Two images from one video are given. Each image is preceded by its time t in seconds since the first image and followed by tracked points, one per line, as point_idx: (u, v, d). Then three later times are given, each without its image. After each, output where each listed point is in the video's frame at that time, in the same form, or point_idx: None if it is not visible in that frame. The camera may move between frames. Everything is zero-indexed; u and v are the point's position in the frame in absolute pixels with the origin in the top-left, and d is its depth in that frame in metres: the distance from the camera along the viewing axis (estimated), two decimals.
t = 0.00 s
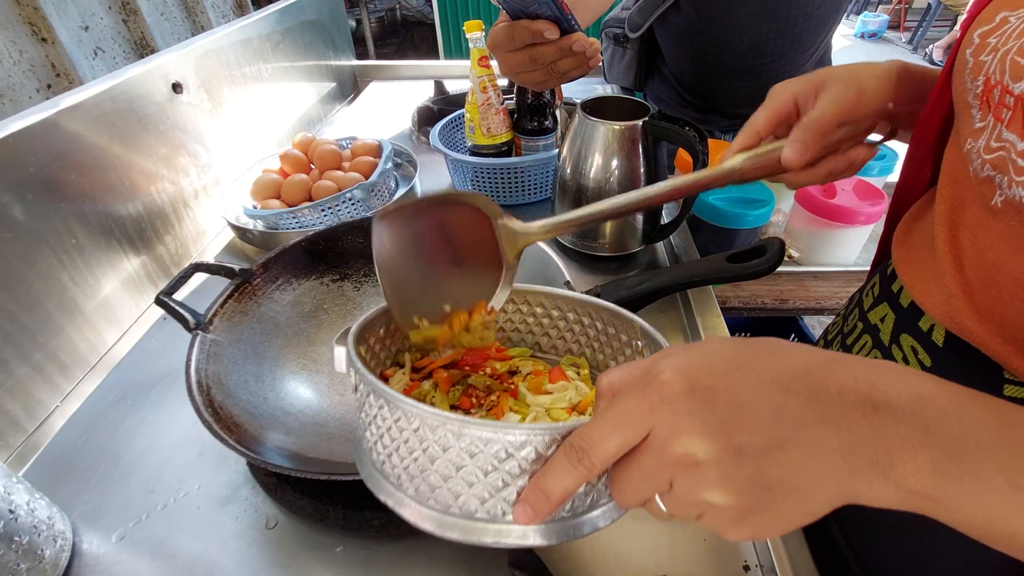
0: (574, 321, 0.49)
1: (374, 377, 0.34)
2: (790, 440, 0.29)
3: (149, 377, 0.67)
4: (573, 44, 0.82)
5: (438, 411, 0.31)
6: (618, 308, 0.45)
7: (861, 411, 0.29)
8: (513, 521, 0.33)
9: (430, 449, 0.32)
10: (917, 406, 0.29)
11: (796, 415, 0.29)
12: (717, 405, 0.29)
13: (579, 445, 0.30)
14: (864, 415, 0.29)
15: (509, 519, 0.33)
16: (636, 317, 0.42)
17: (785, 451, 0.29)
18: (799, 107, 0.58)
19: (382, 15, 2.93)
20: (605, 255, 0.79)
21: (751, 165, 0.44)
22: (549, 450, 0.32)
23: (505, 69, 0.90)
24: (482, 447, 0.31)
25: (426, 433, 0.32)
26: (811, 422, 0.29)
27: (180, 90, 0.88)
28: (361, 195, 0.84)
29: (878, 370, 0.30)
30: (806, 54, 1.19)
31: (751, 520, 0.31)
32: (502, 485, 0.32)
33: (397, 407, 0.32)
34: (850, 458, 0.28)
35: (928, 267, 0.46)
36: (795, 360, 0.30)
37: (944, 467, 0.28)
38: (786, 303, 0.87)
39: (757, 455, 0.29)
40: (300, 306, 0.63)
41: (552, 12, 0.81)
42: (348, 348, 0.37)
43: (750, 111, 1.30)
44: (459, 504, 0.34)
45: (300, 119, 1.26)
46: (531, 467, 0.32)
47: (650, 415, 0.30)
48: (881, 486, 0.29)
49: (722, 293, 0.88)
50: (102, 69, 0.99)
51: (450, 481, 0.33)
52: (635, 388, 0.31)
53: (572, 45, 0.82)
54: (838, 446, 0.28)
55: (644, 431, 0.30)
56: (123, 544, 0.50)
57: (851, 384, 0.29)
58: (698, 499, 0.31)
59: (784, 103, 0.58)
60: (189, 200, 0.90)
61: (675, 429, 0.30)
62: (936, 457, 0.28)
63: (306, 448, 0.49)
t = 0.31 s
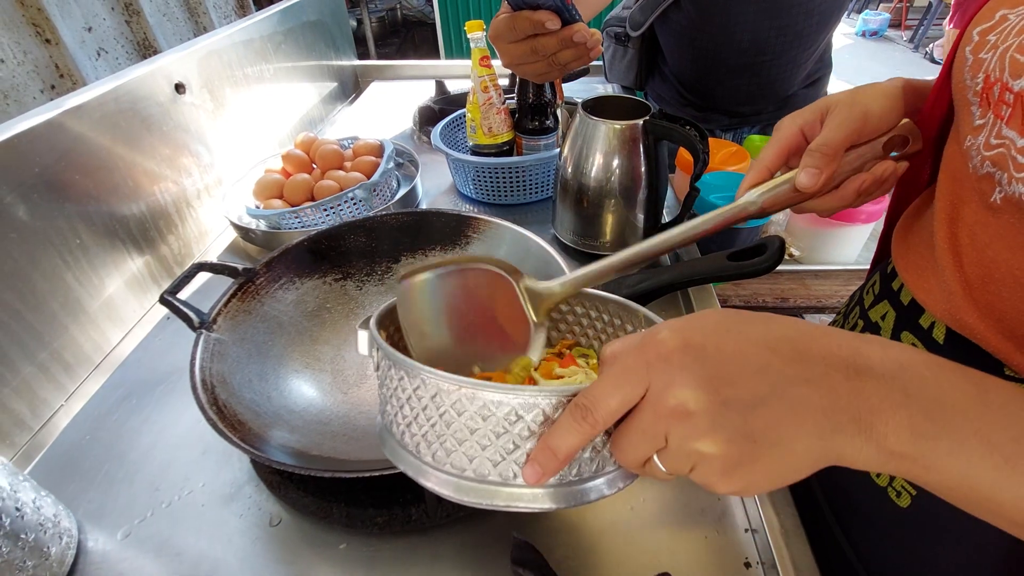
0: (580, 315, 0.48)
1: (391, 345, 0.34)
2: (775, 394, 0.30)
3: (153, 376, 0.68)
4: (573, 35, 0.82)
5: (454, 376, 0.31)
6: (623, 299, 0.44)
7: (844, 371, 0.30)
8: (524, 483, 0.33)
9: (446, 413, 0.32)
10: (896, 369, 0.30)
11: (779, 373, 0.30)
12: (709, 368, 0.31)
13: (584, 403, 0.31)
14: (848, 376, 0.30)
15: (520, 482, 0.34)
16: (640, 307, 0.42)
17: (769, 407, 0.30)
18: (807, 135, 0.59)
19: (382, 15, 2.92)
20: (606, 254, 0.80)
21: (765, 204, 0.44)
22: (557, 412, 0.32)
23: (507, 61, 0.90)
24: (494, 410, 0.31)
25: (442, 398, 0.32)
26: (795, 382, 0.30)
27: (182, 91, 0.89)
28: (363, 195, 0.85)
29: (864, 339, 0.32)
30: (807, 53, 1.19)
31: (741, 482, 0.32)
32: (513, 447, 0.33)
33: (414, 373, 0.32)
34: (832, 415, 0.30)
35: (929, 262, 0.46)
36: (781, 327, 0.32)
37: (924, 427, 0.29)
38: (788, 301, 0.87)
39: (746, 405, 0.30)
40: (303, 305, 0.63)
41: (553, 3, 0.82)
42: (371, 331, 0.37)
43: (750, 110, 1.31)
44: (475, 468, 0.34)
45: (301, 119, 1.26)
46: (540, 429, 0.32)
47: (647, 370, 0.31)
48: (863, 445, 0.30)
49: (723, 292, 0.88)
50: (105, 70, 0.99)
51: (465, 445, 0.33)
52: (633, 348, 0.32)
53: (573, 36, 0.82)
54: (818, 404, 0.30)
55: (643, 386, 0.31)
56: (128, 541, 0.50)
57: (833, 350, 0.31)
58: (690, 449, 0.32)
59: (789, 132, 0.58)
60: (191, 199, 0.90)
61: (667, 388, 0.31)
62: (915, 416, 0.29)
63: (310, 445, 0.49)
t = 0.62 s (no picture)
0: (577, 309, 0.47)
1: (389, 348, 0.33)
2: (772, 399, 0.30)
3: (152, 377, 0.68)
4: (576, 33, 0.82)
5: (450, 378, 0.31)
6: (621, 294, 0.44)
7: (844, 378, 0.30)
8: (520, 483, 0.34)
9: (443, 416, 0.32)
10: (895, 373, 0.30)
11: (775, 372, 0.30)
12: (704, 367, 0.31)
13: (581, 407, 0.30)
14: (848, 381, 0.30)
15: (516, 482, 0.34)
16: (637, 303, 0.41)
17: (766, 411, 0.30)
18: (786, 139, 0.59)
19: (382, 15, 2.92)
20: (606, 254, 0.80)
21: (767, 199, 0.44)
22: (553, 415, 0.32)
23: (509, 59, 0.90)
24: (492, 413, 0.31)
25: (438, 400, 0.32)
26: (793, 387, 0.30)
27: (182, 91, 0.89)
28: (362, 195, 0.85)
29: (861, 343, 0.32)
30: (808, 52, 1.19)
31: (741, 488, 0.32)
32: (510, 449, 0.32)
33: (412, 376, 0.32)
34: (830, 420, 0.30)
35: (931, 263, 0.46)
36: (779, 331, 0.32)
37: (917, 427, 0.29)
38: (789, 301, 0.86)
39: (741, 411, 0.30)
40: (302, 306, 0.63)
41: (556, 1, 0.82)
42: (367, 329, 0.37)
43: (751, 109, 1.30)
44: (471, 468, 0.34)
45: (301, 119, 1.26)
46: (536, 432, 0.32)
47: (644, 376, 0.31)
48: (861, 450, 0.30)
49: (723, 292, 0.88)
50: (104, 70, 0.99)
51: (462, 446, 0.33)
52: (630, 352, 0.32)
53: (576, 34, 0.82)
54: (817, 407, 0.30)
55: (640, 390, 0.31)
56: (127, 542, 0.50)
57: (830, 354, 0.31)
58: (686, 455, 0.32)
59: (769, 143, 0.57)
60: (191, 199, 0.90)
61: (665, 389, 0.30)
62: (910, 419, 0.29)
63: (308, 446, 0.49)
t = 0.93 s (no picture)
0: (583, 318, 0.48)
1: (389, 381, 0.33)
2: (785, 438, 0.29)
3: (153, 380, 0.68)
4: (578, 32, 0.82)
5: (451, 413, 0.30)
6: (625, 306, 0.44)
7: (853, 408, 0.29)
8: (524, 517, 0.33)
9: (444, 450, 0.32)
10: (910, 401, 0.29)
11: (784, 397, 0.29)
12: (709, 401, 0.30)
13: (584, 445, 0.30)
14: (859, 414, 0.29)
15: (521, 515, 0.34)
16: (642, 315, 0.41)
17: (781, 450, 0.29)
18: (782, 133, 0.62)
19: (383, 16, 2.93)
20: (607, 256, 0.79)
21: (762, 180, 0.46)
22: (557, 449, 0.31)
23: (510, 60, 0.90)
24: (492, 448, 0.31)
25: (438, 436, 0.31)
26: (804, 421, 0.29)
27: (183, 93, 0.89)
28: (363, 197, 0.85)
29: (873, 369, 0.31)
30: (810, 52, 1.19)
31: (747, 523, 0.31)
32: (513, 483, 0.32)
33: (411, 411, 0.32)
34: (843, 454, 0.28)
35: (932, 266, 0.45)
36: (790, 362, 0.30)
37: (936, 458, 0.28)
38: (790, 303, 0.86)
39: (753, 453, 0.29)
40: (303, 309, 0.63)
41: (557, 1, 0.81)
42: (364, 354, 0.36)
43: (752, 109, 1.30)
44: (473, 501, 0.34)
45: (301, 120, 1.26)
46: (540, 467, 0.32)
47: (649, 416, 0.30)
48: (878, 485, 0.29)
49: (724, 293, 0.87)
50: (106, 72, 0.99)
51: (464, 480, 0.33)
52: (634, 391, 0.31)
53: (578, 34, 0.82)
54: (832, 444, 0.28)
55: (645, 430, 0.30)
56: (127, 546, 0.50)
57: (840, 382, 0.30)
58: (697, 497, 0.31)
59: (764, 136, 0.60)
60: (192, 202, 0.90)
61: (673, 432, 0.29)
62: (925, 451, 0.28)
63: (308, 451, 0.49)
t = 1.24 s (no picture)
0: (573, 340, 0.50)
1: (368, 439, 0.34)
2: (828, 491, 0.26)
3: (155, 378, 0.68)
4: (579, 20, 0.83)
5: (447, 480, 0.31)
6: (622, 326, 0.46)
7: (898, 451, 0.26)
8: None
9: (441, 519, 0.32)
10: (954, 441, 0.26)
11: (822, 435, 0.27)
12: (745, 457, 0.27)
13: (603, 508, 0.29)
14: (903, 457, 0.26)
15: None
16: (638, 334, 0.44)
17: (825, 506, 0.27)
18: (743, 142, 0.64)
19: (384, 16, 2.94)
20: (606, 255, 0.79)
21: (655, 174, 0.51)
22: (568, 509, 0.31)
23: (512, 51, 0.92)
24: (499, 513, 0.31)
25: (435, 509, 0.32)
26: (849, 470, 0.26)
27: (185, 93, 0.89)
28: (364, 196, 0.85)
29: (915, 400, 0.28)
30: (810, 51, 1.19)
31: None
32: (520, 550, 0.32)
33: (398, 477, 0.32)
34: (891, 504, 0.26)
35: (928, 269, 0.46)
36: (825, 404, 0.27)
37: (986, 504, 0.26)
38: (789, 302, 0.86)
39: (797, 512, 0.27)
40: (304, 307, 0.63)
41: None
42: (340, 402, 0.37)
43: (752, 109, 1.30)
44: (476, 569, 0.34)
45: (303, 121, 1.27)
46: (550, 529, 0.32)
47: (678, 474, 0.28)
48: (926, 533, 0.27)
49: (723, 293, 0.88)
50: (109, 73, 1.00)
51: (465, 549, 0.33)
52: (660, 443, 0.28)
53: (579, 22, 0.83)
54: (875, 495, 0.26)
55: (672, 489, 0.28)
56: (129, 542, 0.51)
57: (883, 423, 0.27)
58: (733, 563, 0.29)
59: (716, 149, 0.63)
60: (194, 201, 0.91)
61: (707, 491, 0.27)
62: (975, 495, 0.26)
63: (309, 448, 0.49)
